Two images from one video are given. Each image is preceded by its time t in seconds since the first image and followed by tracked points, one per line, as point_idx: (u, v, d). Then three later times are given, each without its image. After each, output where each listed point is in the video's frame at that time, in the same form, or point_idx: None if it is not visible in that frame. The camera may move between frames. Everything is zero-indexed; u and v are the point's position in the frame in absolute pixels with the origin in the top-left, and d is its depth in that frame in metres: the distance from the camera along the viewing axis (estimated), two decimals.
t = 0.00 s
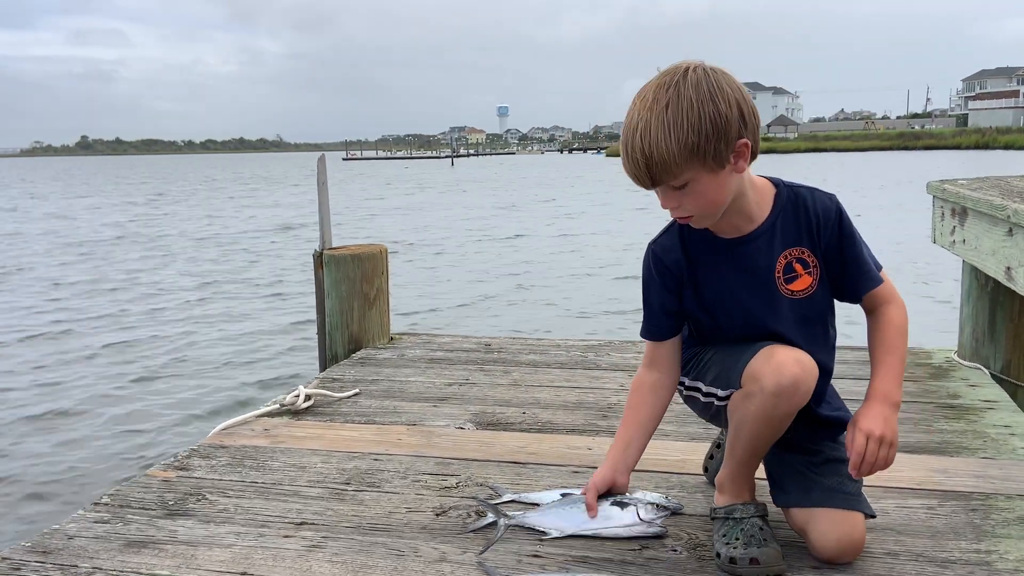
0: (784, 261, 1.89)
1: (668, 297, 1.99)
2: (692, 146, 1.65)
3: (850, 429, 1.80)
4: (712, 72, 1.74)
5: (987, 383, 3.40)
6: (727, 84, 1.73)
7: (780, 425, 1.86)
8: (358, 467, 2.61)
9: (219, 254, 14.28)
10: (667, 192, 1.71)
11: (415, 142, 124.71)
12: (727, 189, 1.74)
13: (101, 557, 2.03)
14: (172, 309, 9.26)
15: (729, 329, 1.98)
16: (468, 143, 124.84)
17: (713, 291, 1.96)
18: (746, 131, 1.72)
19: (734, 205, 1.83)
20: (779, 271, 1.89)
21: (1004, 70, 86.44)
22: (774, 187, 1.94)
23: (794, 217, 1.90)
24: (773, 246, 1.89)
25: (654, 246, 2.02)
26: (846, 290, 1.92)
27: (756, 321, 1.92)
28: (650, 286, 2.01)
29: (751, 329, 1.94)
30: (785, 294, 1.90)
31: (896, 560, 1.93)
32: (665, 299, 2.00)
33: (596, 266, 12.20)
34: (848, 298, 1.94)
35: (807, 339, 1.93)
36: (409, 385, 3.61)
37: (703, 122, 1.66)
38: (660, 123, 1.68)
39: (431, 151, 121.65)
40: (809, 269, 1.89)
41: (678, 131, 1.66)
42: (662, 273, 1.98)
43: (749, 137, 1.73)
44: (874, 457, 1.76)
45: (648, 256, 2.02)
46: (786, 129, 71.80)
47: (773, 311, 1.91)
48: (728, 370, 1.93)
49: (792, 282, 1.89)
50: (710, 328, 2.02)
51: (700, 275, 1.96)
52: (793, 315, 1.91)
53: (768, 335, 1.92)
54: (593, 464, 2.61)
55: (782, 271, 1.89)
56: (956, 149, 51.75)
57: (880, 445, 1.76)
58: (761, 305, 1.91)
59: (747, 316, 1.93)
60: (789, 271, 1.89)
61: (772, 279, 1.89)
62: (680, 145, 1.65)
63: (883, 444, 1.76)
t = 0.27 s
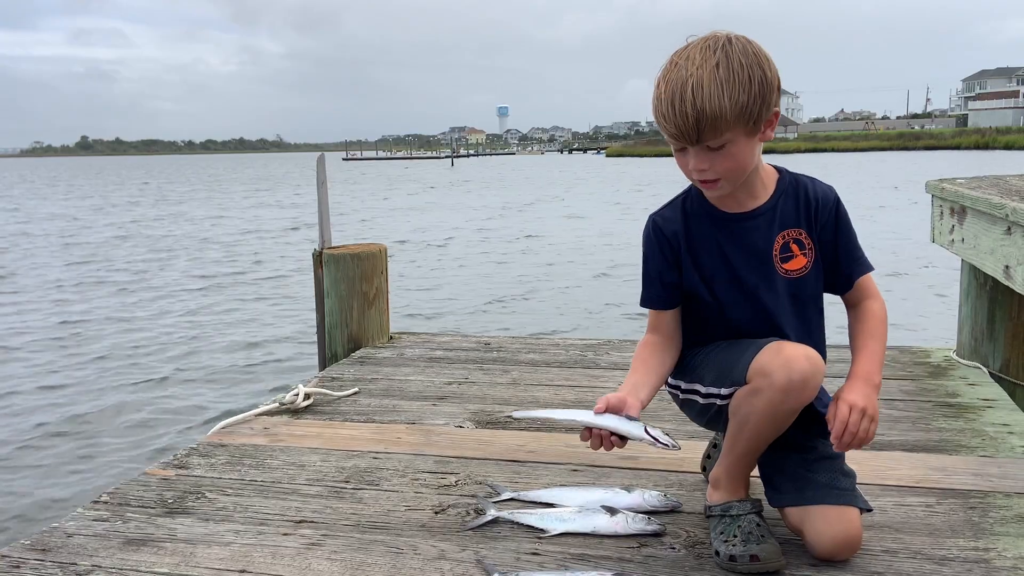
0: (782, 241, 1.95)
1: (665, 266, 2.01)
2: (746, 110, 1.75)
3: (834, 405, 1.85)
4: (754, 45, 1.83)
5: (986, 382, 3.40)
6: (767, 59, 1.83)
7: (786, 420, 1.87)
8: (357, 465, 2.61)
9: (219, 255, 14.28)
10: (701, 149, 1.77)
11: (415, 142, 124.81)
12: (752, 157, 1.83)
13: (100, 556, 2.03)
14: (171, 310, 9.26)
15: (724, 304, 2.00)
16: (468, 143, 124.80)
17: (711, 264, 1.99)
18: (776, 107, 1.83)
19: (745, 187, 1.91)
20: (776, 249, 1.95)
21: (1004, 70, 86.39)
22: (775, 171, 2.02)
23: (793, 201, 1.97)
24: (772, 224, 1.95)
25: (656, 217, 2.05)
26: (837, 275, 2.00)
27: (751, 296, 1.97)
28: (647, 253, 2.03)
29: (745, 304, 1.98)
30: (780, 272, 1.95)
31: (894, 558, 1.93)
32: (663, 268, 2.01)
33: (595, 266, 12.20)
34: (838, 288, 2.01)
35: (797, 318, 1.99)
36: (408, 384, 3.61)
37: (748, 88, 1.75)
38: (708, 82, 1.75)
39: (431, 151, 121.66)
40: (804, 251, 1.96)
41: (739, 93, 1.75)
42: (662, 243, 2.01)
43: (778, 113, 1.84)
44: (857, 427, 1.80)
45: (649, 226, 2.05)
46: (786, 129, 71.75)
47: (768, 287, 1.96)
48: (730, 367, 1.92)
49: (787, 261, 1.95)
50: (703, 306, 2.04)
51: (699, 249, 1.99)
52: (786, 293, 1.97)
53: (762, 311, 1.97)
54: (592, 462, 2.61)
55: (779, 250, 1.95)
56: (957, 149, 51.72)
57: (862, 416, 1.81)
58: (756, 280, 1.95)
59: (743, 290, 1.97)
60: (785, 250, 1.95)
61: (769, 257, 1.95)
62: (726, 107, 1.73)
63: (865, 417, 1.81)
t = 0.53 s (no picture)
0: (782, 237, 1.97)
1: (667, 256, 2.02)
2: (764, 103, 1.81)
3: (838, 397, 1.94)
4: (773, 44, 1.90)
5: (982, 385, 3.41)
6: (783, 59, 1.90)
7: (780, 428, 1.89)
8: (353, 470, 2.61)
9: (219, 256, 14.29)
10: (718, 138, 1.82)
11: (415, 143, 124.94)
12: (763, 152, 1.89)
13: (96, 560, 2.03)
14: (170, 311, 9.27)
15: (722, 298, 2.00)
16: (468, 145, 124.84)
17: (711, 255, 2.00)
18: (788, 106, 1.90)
19: (752, 184, 1.95)
20: (776, 245, 1.97)
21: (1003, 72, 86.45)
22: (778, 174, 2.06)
23: (794, 200, 2.00)
24: (772, 219, 1.97)
25: (661, 208, 2.07)
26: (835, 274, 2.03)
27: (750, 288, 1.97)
28: (650, 243, 2.04)
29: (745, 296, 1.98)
30: (780, 267, 1.97)
31: (888, 563, 1.94)
32: (665, 258, 2.02)
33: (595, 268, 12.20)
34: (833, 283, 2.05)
35: (796, 313, 2.01)
36: (405, 388, 3.61)
37: (767, 83, 1.82)
38: (731, 73, 1.80)
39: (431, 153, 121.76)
40: (804, 248, 1.98)
41: (760, 86, 1.80)
42: (664, 233, 2.02)
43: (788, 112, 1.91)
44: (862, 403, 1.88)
45: (653, 217, 2.07)
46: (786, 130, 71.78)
47: (768, 280, 1.97)
48: (723, 377, 1.92)
49: (787, 257, 1.97)
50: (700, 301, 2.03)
51: (701, 241, 2.00)
52: (785, 289, 1.98)
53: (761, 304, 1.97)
54: (588, 466, 2.61)
55: (779, 246, 1.97)
56: (956, 150, 51.76)
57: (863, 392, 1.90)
58: (757, 274, 1.96)
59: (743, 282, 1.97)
60: (785, 246, 1.97)
61: (770, 251, 1.96)
62: (747, 98, 1.79)
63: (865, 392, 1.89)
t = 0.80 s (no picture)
0: (775, 245, 1.98)
1: (662, 260, 2.02)
2: (771, 113, 1.83)
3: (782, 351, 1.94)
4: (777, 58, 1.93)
5: (976, 390, 3.42)
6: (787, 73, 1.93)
7: (760, 439, 1.91)
8: (347, 475, 2.62)
9: (217, 257, 14.29)
10: (727, 144, 1.82)
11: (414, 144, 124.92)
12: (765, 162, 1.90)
13: (89, 567, 2.04)
14: (167, 313, 9.27)
15: (714, 304, 2.00)
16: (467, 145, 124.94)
17: (706, 261, 2.00)
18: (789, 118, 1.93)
19: (751, 193, 1.97)
20: (769, 253, 1.98)
21: (1002, 73, 86.53)
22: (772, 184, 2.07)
23: (788, 210, 2.01)
24: (766, 228, 1.98)
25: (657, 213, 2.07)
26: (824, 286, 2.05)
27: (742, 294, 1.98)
28: (645, 246, 2.04)
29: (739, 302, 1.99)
30: (772, 275, 1.98)
31: (878, 570, 1.95)
32: (660, 262, 2.02)
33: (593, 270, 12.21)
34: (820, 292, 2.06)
35: (783, 321, 2.03)
36: (400, 392, 3.62)
37: (775, 94, 1.84)
38: (742, 82, 1.82)
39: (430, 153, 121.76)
40: (795, 257, 1.99)
41: (768, 95, 1.83)
42: (659, 237, 2.02)
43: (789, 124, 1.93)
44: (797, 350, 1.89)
45: (649, 221, 2.07)
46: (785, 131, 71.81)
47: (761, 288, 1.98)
48: (702, 388, 1.94)
49: (779, 265, 1.98)
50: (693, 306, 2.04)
51: (695, 247, 2.00)
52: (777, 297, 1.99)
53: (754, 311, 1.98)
54: (581, 472, 2.62)
55: (772, 254, 1.98)
56: (955, 151, 51.79)
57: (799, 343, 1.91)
58: (750, 280, 1.97)
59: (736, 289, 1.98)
60: (778, 254, 1.98)
61: (763, 258, 1.97)
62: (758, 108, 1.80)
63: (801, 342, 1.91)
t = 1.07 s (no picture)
0: (761, 239, 1.98)
1: (651, 254, 2.02)
2: (775, 109, 1.85)
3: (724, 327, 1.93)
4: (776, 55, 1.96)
5: (968, 388, 3.42)
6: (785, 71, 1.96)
7: (744, 440, 1.93)
8: (337, 474, 2.62)
9: (213, 258, 14.27)
10: (732, 136, 1.83)
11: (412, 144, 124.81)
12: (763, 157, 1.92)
13: (76, 567, 2.03)
14: (163, 313, 9.25)
15: (703, 298, 2.02)
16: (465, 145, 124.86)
17: (695, 255, 2.00)
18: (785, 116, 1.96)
19: (744, 187, 1.98)
20: (755, 247, 1.98)
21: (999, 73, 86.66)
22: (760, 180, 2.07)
23: (775, 204, 2.01)
24: (753, 222, 1.98)
25: (647, 207, 2.07)
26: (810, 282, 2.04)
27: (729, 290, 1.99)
28: (635, 240, 2.04)
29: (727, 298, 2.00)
30: (757, 269, 1.98)
31: (865, 567, 1.95)
32: (650, 255, 2.02)
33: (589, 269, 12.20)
34: (798, 290, 2.04)
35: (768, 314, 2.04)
36: (393, 391, 3.61)
37: (779, 90, 1.86)
38: (749, 75, 1.83)
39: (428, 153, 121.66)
40: (781, 251, 1.99)
41: (774, 90, 1.85)
42: (648, 231, 2.02)
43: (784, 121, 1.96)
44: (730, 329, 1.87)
45: (639, 215, 2.07)
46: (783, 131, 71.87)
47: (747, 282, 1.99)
48: (686, 393, 1.95)
49: (764, 259, 1.99)
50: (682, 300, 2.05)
51: (683, 241, 2.00)
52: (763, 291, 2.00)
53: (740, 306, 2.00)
54: (571, 470, 2.62)
55: (757, 248, 1.98)
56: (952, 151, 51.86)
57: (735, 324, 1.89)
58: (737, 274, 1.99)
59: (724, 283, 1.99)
60: (764, 248, 1.98)
61: (749, 253, 1.98)
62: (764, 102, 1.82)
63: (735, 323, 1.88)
